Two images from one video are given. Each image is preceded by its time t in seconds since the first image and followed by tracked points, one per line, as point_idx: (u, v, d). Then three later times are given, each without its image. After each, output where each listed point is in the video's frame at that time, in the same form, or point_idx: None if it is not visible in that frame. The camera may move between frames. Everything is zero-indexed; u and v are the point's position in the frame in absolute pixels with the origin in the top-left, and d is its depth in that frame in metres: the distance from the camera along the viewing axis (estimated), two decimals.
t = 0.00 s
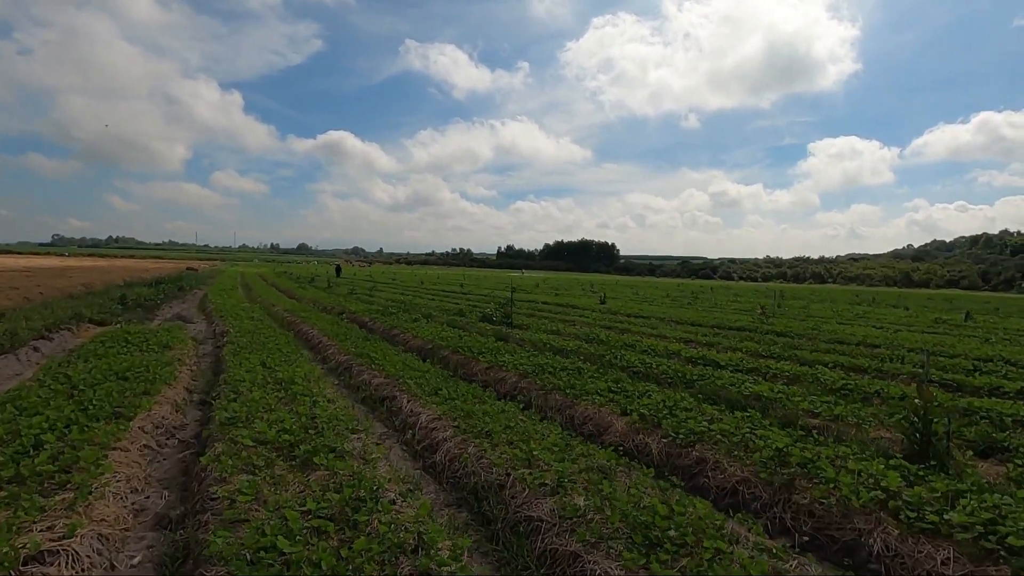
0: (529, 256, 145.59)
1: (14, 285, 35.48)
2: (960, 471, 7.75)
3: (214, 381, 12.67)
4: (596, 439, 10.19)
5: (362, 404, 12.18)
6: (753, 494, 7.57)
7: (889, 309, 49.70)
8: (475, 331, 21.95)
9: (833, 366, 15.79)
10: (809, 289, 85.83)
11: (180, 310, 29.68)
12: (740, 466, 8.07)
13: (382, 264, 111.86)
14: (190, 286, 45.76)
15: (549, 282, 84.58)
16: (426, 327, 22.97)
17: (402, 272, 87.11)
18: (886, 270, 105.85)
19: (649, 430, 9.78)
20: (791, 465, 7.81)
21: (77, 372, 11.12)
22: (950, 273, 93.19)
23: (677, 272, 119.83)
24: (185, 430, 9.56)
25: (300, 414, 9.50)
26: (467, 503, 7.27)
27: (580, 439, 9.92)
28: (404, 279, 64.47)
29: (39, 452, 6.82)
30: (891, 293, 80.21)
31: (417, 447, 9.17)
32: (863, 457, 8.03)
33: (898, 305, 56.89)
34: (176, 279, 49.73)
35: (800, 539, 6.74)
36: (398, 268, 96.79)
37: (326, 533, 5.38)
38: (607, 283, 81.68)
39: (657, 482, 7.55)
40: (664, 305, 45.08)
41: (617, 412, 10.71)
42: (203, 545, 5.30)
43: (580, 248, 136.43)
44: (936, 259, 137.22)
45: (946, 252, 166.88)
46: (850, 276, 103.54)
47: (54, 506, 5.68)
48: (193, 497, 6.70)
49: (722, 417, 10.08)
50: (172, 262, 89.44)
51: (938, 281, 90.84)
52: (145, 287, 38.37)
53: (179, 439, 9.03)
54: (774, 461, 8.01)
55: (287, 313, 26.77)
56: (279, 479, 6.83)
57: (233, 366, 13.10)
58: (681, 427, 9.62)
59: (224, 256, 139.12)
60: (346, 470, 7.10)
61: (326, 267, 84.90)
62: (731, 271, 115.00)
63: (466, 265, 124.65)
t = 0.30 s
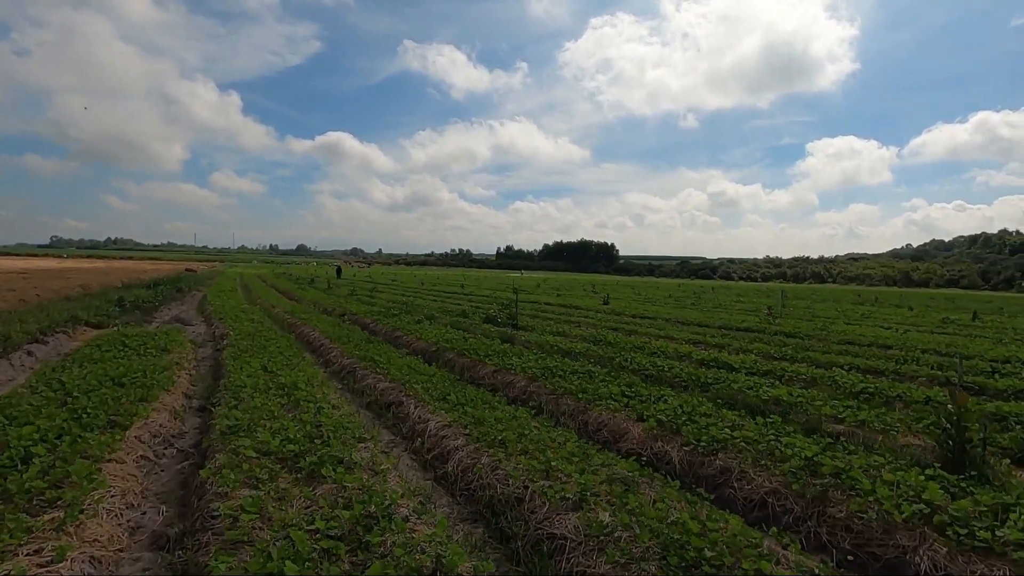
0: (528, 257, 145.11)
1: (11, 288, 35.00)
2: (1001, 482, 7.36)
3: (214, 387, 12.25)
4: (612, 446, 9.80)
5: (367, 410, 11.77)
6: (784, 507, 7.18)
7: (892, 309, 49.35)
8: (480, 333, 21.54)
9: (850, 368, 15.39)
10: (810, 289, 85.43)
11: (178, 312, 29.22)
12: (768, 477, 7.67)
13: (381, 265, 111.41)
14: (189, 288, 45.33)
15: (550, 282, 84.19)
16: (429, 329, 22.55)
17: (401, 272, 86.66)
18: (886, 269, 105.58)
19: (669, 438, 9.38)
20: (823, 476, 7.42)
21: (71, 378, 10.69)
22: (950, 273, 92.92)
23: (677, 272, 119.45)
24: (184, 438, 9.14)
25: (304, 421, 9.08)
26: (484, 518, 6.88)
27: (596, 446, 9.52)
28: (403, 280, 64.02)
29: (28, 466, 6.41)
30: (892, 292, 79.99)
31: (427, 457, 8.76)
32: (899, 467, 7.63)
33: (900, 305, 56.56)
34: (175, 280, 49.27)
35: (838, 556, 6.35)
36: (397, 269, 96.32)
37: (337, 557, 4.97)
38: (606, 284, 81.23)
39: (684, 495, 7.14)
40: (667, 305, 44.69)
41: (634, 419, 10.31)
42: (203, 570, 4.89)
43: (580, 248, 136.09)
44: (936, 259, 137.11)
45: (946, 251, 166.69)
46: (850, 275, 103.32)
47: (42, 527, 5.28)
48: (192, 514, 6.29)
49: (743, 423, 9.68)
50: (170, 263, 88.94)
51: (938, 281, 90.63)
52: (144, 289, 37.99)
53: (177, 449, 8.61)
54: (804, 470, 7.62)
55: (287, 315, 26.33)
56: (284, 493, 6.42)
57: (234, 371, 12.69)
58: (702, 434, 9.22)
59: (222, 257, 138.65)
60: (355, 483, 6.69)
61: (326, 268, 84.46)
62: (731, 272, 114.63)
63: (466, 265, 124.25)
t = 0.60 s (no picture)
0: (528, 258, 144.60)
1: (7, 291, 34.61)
2: None
3: (215, 395, 11.87)
4: (630, 457, 9.44)
5: (373, 418, 11.40)
6: (818, 524, 6.80)
7: (896, 309, 49.01)
8: (485, 336, 21.16)
9: (866, 372, 14.99)
10: (811, 289, 85.18)
11: (178, 315, 28.83)
12: (799, 491, 7.30)
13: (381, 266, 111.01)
14: (188, 291, 44.95)
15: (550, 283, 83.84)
16: (433, 332, 22.16)
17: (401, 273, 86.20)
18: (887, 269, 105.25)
19: (689, 449, 9.01)
20: (858, 492, 7.04)
21: (67, 387, 10.30)
22: (952, 272, 92.62)
23: (678, 272, 119.12)
24: (184, 451, 8.76)
25: (310, 433, 8.71)
26: (502, 539, 6.52)
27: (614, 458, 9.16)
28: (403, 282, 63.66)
29: (18, 487, 6.03)
30: (894, 292, 79.71)
31: (438, 470, 8.40)
32: (936, 481, 7.26)
33: (904, 305, 56.22)
34: (173, 282, 48.84)
35: None
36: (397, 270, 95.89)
37: None
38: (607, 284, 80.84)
39: (713, 513, 6.77)
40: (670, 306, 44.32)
41: (651, 428, 9.95)
42: None
43: (580, 248, 135.80)
44: (937, 258, 136.78)
45: (946, 250, 166.23)
46: (851, 275, 103.06)
47: (31, 557, 4.90)
48: (194, 537, 5.92)
49: (766, 433, 9.32)
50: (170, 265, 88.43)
51: (939, 280, 90.36)
52: (143, 291, 37.62)
53: (178, 463, 8.23)
54: (837, 485, 7.25)
55: (288, 318, 25.92)
56: (292, 515, 6.05)
57: (235, 379, 12.29)
58: (724, 445, 8.85)
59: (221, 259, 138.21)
60: (366, 503, 6.32)
61: (325, 269, 84.07)
62: (731, 272, 114.33)
63: (466, 266, 123.85)
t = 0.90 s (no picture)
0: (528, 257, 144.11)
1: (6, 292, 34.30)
2: None
3: (216, 398, 11.52)
4: (648, 463, 9.07)
5: (379, 422, 11.04)
6: (853, 534, 6.45)
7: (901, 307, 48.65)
8: (490, 337, 20.81)
9: (884, 372, 14.60)
10: (813, 288, 84.47)
11: (178, 316, 28.47)
12: (831, 498, 6.94)
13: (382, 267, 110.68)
14: (188, 292, 44.64)
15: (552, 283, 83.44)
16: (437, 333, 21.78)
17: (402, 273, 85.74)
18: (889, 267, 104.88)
19: (711, 454, 8.66)
20: (894, 500, 6.68)
21: (63, 391, 9.94)
22: (954, 270, 92.23)
23: (679, 271, 118.78)
24: (184, 458, 8.40)
25: (315, 439, 8.34)
26: (521, 552, 6.17)
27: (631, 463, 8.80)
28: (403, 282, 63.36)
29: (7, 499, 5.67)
30: (897, 291, 79.22)
31: (450, 477, 8.03)
32: (976, 488, 6.89)
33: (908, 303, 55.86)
34: (173, 283, 48.50)
35: None
36: (398, 271, 95.55)
37: None
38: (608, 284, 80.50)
39: (743, 523, 6.40)
40: (674, 306, 43.97)
41: (669, 432, 9.59)
42: None
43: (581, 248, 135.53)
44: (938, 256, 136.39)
45: (947, 249, 165.84)
46: (852, 274, 102.74)
47: None
48: (194, 552, 5.56)
49: (790, 436, 8.94)
50: (170, 266, 88.10)
51: (940, 279, 90.06)
52: (143, 293, 37.29)
53: (177, 471, 7.87)
54: (872, 493, 6.88)
55: (290, 319, 25.58)
56: (298, 528, 5.69)
57: (237, 381, 11.94)
58: (748, 449, 8.48)
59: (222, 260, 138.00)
60: (377, 514, 5.96)
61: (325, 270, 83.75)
62: (732, 271, 114.00)
63: (466, 266, 123.51)
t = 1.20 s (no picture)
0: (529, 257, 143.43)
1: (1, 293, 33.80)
2: None
3: (211, 405, 10.96)
4: (669, 474, 8.54)
5: (383, 430, 10.50)
6: (902, 556, 5.91)
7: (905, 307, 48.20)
8: (494, 338, 20.29)
9: (907, 375, 14.04)
10: (818, 288, 82.90)
11: (175, 318, 27.92)
12: (874, 516, 6.40)
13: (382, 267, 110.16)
14: (186, 293, 44.16)
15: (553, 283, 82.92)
16: (440, 334, 21.22)
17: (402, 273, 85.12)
18: (891, 266, 104.35)
19: (737, 465, 8.12)
20: (945, 519, 6.13)
21: (48, 399, 9.39)
22: (957, 269, 91.73)
23: (680, 271, 118.31)
24: (175, 471, 7.86)
25: (315, 450, 7.79)
26: None
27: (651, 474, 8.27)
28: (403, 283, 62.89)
29: None
30: (900, 290, 78.70)
31: (460, 492, 7.49)
32: None
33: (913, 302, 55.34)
34: (171, 284, 47.94)
35: None
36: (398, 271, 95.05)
37: None
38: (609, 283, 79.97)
39: (782, 545, 5.87)
40: (678, 305, 43.46)
41: (690, 440, 9.05)
42: None
43: (582, 248, 135.12)
44: (940, 255, 135.84)
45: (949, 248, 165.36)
46: (854, 272, 102.27)
47: None
48: None
49: (821, 445, 8.41)
50: (168, 267, 87.54)
51: (942, 277, 89.62)
52: (140, 294, 36.75)
53: (167, 486, 7.33)
54: (919, 510, 6.35)
55: (289, 320, 25.06)
56: (297, 555, 5.15)
57: (233, 387, 11.38)
58: (777, 460, 7.94)
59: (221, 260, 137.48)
60: (383, 538, 5.43)
61: (325, 270, 83.20)
62: (733, 270, 113.48)
63: (467, 267, 122.98)
